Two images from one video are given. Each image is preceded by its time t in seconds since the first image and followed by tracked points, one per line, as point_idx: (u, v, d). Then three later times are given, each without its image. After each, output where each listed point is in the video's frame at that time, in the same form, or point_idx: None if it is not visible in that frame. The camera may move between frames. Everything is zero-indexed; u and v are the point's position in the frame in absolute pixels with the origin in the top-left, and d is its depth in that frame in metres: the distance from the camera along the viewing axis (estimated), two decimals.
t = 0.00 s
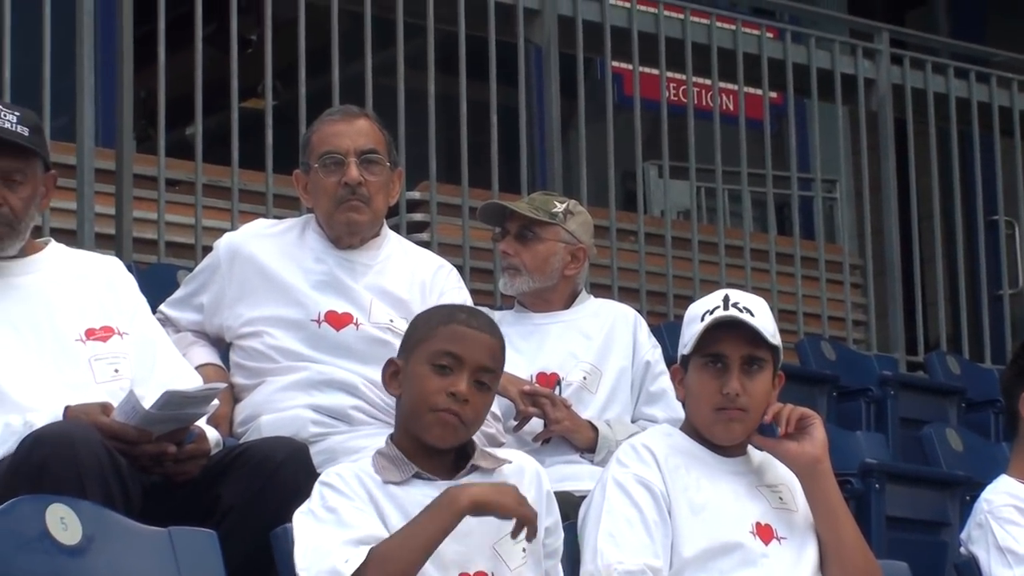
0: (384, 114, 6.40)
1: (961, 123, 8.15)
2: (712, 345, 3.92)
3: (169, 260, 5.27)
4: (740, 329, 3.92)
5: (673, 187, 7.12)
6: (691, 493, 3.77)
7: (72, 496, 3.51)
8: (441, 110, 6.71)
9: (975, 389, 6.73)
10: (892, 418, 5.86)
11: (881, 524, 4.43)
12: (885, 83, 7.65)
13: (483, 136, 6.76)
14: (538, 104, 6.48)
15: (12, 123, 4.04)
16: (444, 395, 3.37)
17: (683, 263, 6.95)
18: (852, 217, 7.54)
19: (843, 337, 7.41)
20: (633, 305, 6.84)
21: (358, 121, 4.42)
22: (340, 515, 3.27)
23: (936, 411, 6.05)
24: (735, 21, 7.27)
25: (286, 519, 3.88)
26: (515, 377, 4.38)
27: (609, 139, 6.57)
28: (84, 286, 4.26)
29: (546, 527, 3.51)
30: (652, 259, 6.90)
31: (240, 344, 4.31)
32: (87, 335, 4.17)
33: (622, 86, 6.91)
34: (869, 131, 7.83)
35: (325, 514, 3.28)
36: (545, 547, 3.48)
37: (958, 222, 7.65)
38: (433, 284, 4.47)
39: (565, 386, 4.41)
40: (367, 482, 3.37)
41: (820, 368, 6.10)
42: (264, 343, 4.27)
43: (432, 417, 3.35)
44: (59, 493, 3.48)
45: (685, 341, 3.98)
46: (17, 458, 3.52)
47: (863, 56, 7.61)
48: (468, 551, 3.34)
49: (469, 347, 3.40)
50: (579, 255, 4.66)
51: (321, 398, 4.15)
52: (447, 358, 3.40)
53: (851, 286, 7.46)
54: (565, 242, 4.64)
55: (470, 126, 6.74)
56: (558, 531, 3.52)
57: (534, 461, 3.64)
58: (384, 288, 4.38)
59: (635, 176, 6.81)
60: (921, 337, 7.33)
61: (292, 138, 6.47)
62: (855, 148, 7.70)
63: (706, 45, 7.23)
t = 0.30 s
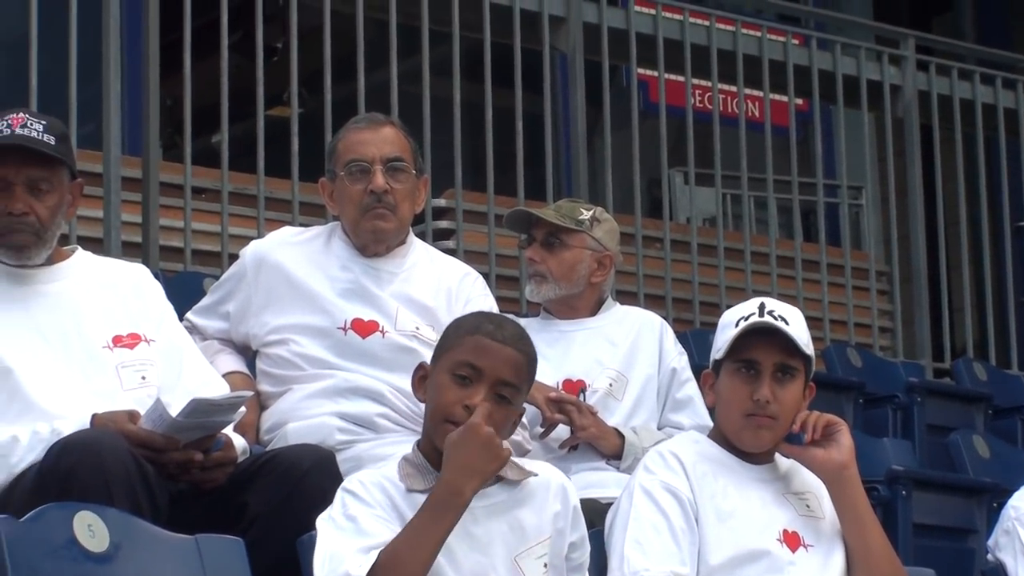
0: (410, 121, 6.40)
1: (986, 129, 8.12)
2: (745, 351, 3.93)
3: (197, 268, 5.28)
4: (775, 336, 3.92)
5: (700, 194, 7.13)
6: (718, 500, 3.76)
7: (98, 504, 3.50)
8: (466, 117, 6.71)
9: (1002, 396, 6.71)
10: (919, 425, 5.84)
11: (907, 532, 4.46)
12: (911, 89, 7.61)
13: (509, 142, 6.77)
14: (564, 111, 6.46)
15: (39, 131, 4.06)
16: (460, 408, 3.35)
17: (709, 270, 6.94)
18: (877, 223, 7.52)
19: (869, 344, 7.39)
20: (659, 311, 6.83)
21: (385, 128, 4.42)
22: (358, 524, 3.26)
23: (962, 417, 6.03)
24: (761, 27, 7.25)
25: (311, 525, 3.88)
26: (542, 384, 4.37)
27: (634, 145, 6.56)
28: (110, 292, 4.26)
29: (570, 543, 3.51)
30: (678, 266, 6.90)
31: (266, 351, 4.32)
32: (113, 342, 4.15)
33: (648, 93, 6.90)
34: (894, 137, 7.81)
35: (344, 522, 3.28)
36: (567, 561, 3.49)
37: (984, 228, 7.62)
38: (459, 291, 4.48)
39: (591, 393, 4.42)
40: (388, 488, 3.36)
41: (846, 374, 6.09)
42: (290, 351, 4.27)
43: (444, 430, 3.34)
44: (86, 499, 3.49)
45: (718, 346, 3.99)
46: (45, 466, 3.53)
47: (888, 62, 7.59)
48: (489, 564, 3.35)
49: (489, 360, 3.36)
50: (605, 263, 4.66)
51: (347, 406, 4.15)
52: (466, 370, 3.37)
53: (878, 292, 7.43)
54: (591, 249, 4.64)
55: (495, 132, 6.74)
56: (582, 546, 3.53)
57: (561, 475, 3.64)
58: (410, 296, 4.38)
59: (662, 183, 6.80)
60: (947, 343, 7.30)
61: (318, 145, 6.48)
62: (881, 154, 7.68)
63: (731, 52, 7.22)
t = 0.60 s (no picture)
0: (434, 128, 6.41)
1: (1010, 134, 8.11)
2: (774, 357, 3.91)
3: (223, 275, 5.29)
4: (804, 343, 3.91)
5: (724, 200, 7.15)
6: (744, 506, 3.75)
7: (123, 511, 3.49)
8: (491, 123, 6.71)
9: None
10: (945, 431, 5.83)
11: (932, 537, 4.44)
12: (936, 94, 7.62)
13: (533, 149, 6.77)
14: (588, 117, 6.46)
15: (64, 139, 4.05)
16: (479, 420, 3.33)
17: (733, 275, 6.93)
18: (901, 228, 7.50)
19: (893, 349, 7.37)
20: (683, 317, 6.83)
21: (409, 135, 4.44)
22: (387, 531, 3.26)
23: (987, 423, 6.01)
24: (785, 33, 7.24)
25: (338, 532, 3.87)
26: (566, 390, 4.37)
27: (658, 151, 6.55)
28: (135, 298, 4.22)
29: (593, 551, 3.49)
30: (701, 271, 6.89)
31: (291, 357, 4.32)
32: (138, 348, 4.12)
33: (672, 99, 6.90)
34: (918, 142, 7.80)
35: (372, 529, 3.28)
36: (590, 570, 3.47)
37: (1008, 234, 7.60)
38: (483, 297, 4.47)
39: (615, 399, 4.42)
40: (416, 496, 3.36)
41: (871, 380, 6.10)
42: (314, 356, 4.27)
43: (463, 442, 3.33)
44: (110, 505, 3.47)
45: (747, 351, 3.97)
46: (69, 472, 3.51)
47: (912, 68, 7.58)
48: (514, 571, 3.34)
49: (506, 372, 3.32)
50: (630, 268, 4.67)
51: (371, 412, 4.14)
52: (485, 382, 3.34)
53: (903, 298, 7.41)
54: (616, 255, 4.65)
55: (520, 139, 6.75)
56: (606, 554, 3.51)
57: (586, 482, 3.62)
58: (435, 302, 4.38)
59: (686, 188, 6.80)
60: (972, 348, 7.28)
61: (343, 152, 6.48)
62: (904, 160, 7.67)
63: (755, 58, 7.21)
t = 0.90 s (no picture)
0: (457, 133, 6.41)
1: None
2: (796, 360, 3.90)
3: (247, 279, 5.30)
4: (827, 345, 3.89)
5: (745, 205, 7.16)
6: (767, 510, 3.74)
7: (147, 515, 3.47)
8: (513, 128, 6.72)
9: None
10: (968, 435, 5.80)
11: (956, 541, 4.40)
12: (959, 99, 7.63)
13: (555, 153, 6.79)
14: (612, 122, 6.44)
15: (87, 144, 4.02)
16: (500, 423, 3.32)
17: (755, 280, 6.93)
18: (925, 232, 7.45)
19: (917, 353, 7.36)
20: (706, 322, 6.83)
21: (432, 140, 4.45)
22: (413, 535, 3.27)
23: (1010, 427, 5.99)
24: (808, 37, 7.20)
25: (363, 535, 3.87)
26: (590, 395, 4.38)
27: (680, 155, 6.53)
28: (160, 303, 4.19)
29: (617, 555, 3.48)
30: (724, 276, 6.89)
31: (314, 360, 4.32)
32: (161, 352, 4.08)
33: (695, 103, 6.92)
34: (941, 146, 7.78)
35: (398, 534, 3.27)
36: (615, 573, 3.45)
37: None
38: (506, 301, 4.48)
39: (638, 404, 4.43)
40: (442, 500, 3.36)
41: (893, 384, 6.09)
42: (337, 359, 4.28)
43: (485, 445, 3.33)
44: (135, 510, 3.47)
45: (769, 355, 3.96)
46: (94, 477, 3.52)
47: (935, 71, 7.56)
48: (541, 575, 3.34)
49: (525, 372, 3.33)
50: (653, 273, 4.68)
51: (394, 416, 4.14)
52: (505, 383, 3.35)
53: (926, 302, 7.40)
54: (639, 259, 4.66)
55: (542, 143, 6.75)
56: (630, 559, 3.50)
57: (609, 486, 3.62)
58: (458, 305, 4.37)
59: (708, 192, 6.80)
60: (995, 352, 7.25)
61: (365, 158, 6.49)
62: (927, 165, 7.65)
63: (778, 62, 7.19)
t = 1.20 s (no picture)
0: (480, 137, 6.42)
1: None
2: (815, 360, 3.89)
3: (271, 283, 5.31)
4: (844, 343, 3.88)
5: (770, 208, 7.26)
6: (791, 513, 3.72)
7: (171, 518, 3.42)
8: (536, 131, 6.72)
9: None
10: (993, 438, 5.81)
11: (982, 545, 4.41)
12: (983, 100, 7.58)
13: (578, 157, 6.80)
14: (636, 126, 6.43)
15: (111, 148, 3.98)
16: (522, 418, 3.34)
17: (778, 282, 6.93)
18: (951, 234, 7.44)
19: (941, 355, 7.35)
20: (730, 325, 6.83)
21: (457, 142, 4.47)
22: (434, 539, 3.28)
23: None
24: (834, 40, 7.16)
25: (386, 538, 3.84)
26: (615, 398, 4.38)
27: (705, 158, 6.53)
28: (185, 307, 4.16)
29: (642, 560, 3.48)
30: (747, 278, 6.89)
31: (338, 363, 4.33)
32: (186, 356, 4.05)
33: (719, 107, 6.89)
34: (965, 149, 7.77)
35: (418, 538, 3.28)
36: None
37: None
38: (531, 304, 4.48)
39: (663, 407, 4.45)
40: (463, 504, 3.36)
41: (919, 386, 6.09)
42: (363, 362, 4.28)
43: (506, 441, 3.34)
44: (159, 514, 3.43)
45: (787, 358, 3.95)
46: (120, 479, 3.47)
47: (960, 73, 7.55)
48: None
49: (545, 366, 3.36)
50: (678, 276, 4.71)
51: (420, 419, 4.14)
52: (526, 379, 3.37)
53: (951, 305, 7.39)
54: (664, 262, 4.69)
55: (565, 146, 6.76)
56: (655, 564, 3.50)
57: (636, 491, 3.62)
58: (483, 308, 4.38)
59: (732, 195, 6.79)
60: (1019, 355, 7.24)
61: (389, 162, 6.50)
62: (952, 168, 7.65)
63: (802, 64, 7.18)
